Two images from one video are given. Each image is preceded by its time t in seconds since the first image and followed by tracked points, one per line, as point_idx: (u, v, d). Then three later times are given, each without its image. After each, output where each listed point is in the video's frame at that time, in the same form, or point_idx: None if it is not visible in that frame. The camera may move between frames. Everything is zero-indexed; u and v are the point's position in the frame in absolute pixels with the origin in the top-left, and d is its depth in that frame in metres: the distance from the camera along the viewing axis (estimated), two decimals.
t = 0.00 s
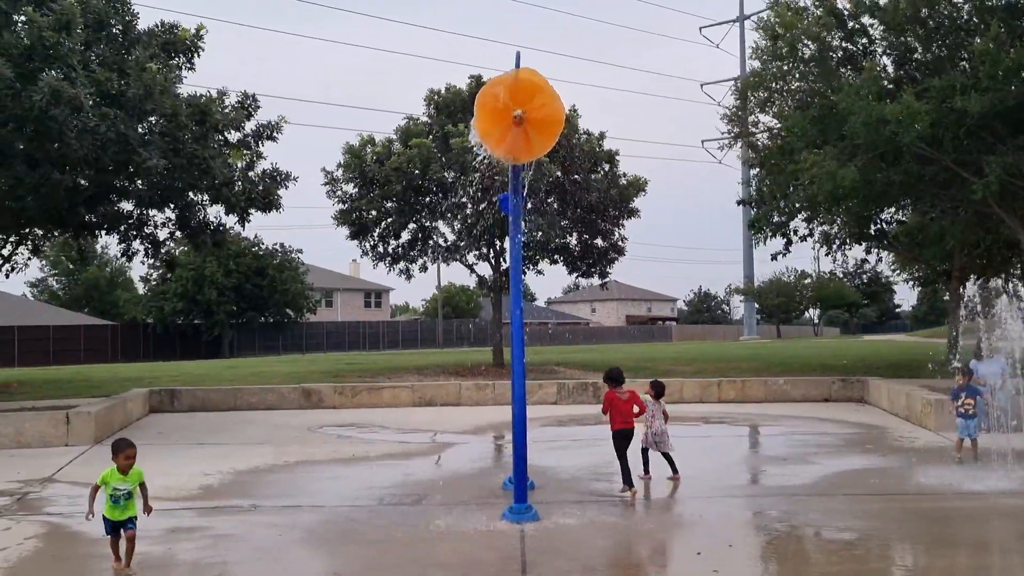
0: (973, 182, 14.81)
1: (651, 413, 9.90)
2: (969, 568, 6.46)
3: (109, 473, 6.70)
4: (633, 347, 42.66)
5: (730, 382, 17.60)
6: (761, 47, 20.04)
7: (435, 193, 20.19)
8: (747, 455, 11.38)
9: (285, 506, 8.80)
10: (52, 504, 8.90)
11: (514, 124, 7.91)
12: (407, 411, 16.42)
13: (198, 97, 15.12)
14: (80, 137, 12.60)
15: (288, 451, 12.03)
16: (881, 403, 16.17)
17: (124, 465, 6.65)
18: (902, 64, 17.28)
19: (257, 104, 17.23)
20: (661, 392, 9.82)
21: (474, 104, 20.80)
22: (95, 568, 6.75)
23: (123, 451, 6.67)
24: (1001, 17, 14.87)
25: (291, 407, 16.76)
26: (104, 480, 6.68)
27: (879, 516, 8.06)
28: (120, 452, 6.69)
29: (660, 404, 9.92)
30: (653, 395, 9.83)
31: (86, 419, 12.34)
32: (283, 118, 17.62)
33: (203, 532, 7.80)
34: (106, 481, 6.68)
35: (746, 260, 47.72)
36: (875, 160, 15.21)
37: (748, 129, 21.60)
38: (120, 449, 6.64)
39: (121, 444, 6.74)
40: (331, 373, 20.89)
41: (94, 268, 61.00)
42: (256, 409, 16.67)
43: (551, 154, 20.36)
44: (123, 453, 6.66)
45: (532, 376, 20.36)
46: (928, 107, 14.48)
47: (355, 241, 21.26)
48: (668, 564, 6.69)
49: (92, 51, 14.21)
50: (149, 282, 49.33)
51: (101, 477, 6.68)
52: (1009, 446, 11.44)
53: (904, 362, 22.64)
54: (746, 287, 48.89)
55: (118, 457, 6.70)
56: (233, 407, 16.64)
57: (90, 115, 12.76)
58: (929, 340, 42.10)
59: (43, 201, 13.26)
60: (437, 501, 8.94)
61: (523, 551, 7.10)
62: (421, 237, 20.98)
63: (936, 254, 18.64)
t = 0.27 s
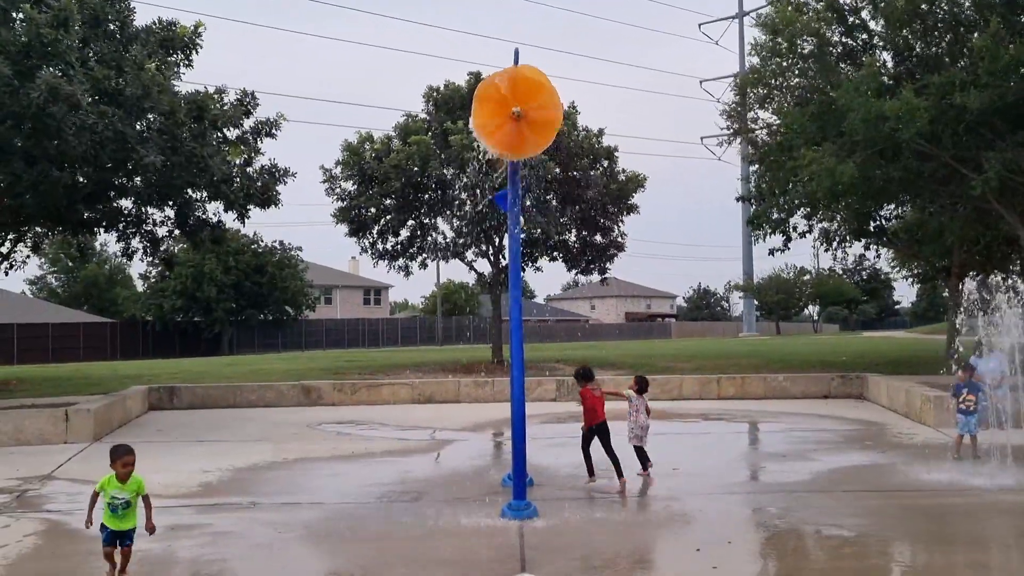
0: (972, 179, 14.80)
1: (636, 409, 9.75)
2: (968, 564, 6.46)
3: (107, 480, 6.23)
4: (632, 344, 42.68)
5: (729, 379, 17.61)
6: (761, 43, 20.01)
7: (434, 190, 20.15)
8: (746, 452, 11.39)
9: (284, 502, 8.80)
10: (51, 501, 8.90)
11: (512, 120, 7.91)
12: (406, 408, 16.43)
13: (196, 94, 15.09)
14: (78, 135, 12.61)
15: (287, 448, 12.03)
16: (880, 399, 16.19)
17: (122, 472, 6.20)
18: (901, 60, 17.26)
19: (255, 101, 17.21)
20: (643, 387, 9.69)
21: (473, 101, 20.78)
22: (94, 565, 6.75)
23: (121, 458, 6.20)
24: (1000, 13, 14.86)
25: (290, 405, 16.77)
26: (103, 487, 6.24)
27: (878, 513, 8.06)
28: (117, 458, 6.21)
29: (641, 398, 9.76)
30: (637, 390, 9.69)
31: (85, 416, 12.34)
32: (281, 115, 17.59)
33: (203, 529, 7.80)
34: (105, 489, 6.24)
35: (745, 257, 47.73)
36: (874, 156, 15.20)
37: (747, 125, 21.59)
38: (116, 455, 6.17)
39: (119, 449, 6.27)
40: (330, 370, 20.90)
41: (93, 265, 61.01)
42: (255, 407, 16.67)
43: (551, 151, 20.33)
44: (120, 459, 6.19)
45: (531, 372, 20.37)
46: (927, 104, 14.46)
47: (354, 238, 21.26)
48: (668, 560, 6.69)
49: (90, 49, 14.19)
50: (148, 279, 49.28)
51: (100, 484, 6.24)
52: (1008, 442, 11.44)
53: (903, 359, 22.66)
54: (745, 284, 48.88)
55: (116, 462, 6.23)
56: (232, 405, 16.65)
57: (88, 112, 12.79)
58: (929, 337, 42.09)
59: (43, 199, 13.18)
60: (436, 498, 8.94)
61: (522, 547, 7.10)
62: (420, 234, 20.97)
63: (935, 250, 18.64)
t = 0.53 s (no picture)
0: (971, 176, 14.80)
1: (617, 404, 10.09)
2: (968, 562, 6.47)
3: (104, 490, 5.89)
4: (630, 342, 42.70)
5: (728, 377, 17.61)
6: (759, 41, 20.00)
7: (433, 188, 20.11)
8: (744, 450, 11.40)
9: (283, 501, 8.81)
10: (50, 500, 8.90)
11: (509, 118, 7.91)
12: (405, 407, 16.42)
13: (194, 92, 15.05)
14: (75, 134, 12.60)
15: (286, 446, 12.03)
16: (879, 397, 16.19)
17: (118, 482, 5.83)
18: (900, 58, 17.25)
19: (253, 99, 17.19)
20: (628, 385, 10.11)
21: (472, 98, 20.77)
22: (94, 563, 6.75)
23: (115, 467, 5.84)
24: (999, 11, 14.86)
25: (289, 403, 16.77)
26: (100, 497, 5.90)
27: (877, 510, 8.07)
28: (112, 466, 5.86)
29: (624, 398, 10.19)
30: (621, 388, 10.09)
31: (83, 415, 12.34)
32: (280, 113, 17.57)
33: (202, 527, 7.80)
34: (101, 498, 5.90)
35: (743, 255, 47.75)
36: (873, 154, 15.20)
37: (746, 123, 21.58)
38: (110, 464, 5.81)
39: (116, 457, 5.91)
40: (329, 368, 20.90)
41: (92, 263, 60.95)
42: (254, 405, 16.67)
43: (550, 149, 20.30)
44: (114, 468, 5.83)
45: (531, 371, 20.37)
46: (926, 102, 14.47)
47: (353, 237, 21.26)
48: (667, 558, 6.70)
49: (87, 47, 14.15)
50: (147, 278, 49.24)
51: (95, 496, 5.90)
52: (1007, 440, 11.45)
53: (902, 357, 22.67)
54: (743, 282, 48.87)
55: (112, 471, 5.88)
56: (230, 403, 16.64)
57: (85, 110, 12.79)
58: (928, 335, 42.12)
59: (39, 198, 13.29)
60: (435, 496, 8.94)
61: (522, 546, 7.10)
62: (418, 232, 20.97)
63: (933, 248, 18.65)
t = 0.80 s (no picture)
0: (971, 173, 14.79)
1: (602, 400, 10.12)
2: (968, 559, 6.47)
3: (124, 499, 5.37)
4: (631, 340, 42.69)
5: (728, 375, 17.61)
6: (759, 39, 19.98)
7: (433, 187, 20.13)
8: (745, 448, 11.39)
9: (284, 500, 8.81)
10: (51, 499, 8.90)
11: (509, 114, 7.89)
12: (405, 405, 16.42)
13: (195, 91, 15.00)
14: (75, 132, 12.58)
15: (286, 445, 12.04)
16: (880, 394, 16.18)
17: (142, 489, 5.35)
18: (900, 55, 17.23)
19: (253, 98, 17.18)
20: (614, 382, 10.12)
21: (472, 97, 20.76)
22: (96, 562, 6.76)
23: (140, 472, 5.34)
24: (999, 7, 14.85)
25: (289, 402, 16.77)
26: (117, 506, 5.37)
27: (877, 508, 8.07)
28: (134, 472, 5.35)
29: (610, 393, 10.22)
30: (606, 384, 10.12)
31: (84, 414, 12.35)
32: (280, 111, 17.56)
33: (203, 526, 7.80)
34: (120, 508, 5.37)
35: (744, 252, 47.76)
36: (873, 152, 15.19)
37: (746, 121, 21.58)
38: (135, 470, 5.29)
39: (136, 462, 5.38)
40: (329, 367, 20.91)
41: (92, 262, 60.98)
42: (255, 404, 16.67)
43: (550, 146, 20.32)
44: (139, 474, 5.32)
45: (531, 369, 20.36)
46: (926, 99, 14.46)
47: (353, 235, 21.26)
48: (667, 556, 6.70)
49: (86, 44, 14.12)
50: (147, 277, 49.24)
51: (112, 504, 5.37)
52: (1008, 437, 11.44)
53: (903, 354, 22.63)
54: (743, 280, 48.83)
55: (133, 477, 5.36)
56: (231, 402, 16.64)
57: (85, 109, 12.79)
58: (929, 332, 42.06)
59: (40, 197, 13.36)
60: (435, 494, 8.94)
61: (522, 544, 7.10)
62: (419, 230, 20.98)
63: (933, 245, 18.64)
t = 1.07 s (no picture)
0: (973, 171, 14.78)
1: (587, 399, 10.14)
2: (971, 557, 6.47)
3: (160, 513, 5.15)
4: (632, 338, 42.71)
5: (730, 373, 17.60)
6: (761, 37, 19.97)
7: (434, 185, 20.14)
8: (747, 446, 11.38)
9: (286, 498, 8.81)
10: (53, 497, 8.91)
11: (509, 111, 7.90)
12: (407, 404, 16.42)
13: (197, 90, 15.01)
14: (77, 130, 12.57)
15: (289, 443, 12.04)
16: (882, 393, 16.16)
17: (179, 503, 5.09)
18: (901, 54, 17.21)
19: (255, 97, 17.18)
20: (598, 380, 10.15)
21: (473, 95, 20.76)
22: (98, 560, 6.77)
23: (176, 485, 5.10)
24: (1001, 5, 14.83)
25: (291, 401, 16.77)
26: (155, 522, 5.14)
27: (880, 506, 8.06)
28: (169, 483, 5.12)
29: (593, 391, 10.26)
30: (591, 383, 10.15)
31: (86, 412, 12.36)
32: (282, 110, 17.57)
33: (205, 525, 7.81)
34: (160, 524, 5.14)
35: (745, 250, 47.73)
36: (875, 150, 15.18)
37: (748, 119, 21.57)
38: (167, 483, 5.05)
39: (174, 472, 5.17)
40: (331, 365, 20.91)
41: (94, 261, 61.03)
42: (257, 403, 16.67)
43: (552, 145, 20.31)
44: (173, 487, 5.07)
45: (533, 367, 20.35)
46: (927, 97, 14.46)
47: (354, 234, 21.26)
48: (669, 554, 6.70)
49: (88, 44, 14.16)
50: (149, 275, 49.30)
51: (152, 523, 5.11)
52: (1009, 436, 11.42)
53: (905, 353, 22.61)
54: (745, 278, 48.80)
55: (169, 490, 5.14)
56: (232, 400, 16.65)
57: (87, 108, 12.79)
58: (932, 331, 42.02)
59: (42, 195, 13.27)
60: (438, 493, 8.94)
61: (524, 542, 7.09)
62: (420, 229, 20.99)
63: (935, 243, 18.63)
